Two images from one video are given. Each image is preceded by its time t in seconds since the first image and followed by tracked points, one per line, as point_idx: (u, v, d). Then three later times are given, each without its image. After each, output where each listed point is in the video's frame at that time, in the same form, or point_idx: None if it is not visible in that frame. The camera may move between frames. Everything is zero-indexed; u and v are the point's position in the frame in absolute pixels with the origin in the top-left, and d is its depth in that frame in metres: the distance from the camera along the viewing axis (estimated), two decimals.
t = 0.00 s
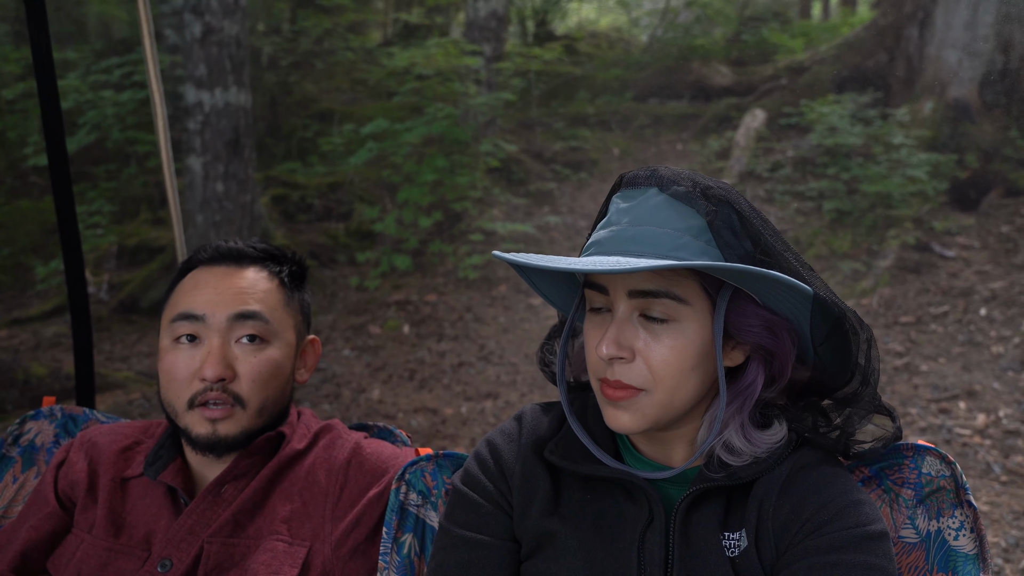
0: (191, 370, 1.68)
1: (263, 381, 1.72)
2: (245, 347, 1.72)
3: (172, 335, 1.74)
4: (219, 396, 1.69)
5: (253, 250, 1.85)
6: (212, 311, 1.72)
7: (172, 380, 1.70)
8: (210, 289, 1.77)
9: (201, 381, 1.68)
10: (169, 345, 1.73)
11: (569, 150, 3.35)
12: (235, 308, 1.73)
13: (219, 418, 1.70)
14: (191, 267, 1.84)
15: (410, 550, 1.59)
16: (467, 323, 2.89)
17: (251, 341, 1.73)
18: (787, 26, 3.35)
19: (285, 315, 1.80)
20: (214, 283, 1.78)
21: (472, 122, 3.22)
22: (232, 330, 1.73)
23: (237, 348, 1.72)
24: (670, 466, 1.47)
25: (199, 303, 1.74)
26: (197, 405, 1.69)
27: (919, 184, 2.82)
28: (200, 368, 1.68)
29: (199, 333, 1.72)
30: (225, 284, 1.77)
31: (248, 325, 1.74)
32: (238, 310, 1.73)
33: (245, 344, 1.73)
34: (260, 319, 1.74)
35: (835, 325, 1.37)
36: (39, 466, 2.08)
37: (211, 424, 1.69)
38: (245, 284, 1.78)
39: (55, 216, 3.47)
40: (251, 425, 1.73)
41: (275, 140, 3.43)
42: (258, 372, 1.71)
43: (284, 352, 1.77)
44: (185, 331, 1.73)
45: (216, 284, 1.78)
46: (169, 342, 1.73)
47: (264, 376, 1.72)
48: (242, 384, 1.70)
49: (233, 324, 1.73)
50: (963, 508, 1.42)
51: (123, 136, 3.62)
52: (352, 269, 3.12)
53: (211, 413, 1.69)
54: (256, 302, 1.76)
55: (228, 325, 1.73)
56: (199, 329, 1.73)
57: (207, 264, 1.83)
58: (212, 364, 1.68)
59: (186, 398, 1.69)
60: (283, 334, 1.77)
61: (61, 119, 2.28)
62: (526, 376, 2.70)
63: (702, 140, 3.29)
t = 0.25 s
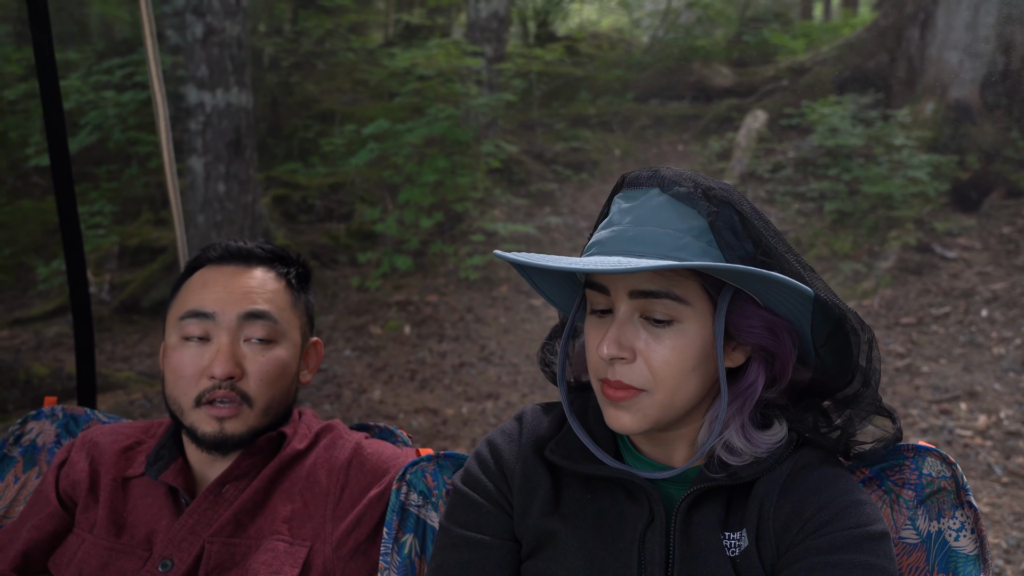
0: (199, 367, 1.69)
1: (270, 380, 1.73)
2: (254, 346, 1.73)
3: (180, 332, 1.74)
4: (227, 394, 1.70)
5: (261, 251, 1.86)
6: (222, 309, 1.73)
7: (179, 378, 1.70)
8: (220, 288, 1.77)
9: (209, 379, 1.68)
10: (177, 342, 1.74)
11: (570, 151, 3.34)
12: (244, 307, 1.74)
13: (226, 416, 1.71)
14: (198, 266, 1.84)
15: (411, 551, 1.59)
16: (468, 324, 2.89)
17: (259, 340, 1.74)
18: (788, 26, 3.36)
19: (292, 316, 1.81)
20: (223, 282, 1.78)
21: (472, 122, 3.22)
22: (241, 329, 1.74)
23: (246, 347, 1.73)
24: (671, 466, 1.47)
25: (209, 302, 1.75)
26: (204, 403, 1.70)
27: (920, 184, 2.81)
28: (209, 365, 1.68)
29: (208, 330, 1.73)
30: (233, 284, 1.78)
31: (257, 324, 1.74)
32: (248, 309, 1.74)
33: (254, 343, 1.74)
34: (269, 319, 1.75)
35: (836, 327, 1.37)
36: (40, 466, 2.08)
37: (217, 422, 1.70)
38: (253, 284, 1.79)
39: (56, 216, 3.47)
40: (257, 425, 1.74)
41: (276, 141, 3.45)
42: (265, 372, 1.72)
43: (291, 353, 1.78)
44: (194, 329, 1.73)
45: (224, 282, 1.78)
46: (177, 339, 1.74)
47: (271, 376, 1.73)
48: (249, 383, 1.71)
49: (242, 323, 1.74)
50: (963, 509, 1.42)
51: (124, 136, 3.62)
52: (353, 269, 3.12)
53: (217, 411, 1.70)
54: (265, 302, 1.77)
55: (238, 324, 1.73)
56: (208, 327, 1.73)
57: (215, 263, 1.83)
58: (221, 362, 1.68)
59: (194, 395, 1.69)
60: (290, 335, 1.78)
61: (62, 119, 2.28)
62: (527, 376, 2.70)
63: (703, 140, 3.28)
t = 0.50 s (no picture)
0: (210, 367, 1.69)
1: (280, 380, 1.74)
2: (264, 345, 1.74)
3: (189, 330, 1.74)
4: (237, 392, 1.71)
5: (267, 251, 1.86)
6: (232, 307, 1.74)
7: (190, 376, 1.70)
8: (229, 287, 1.77)
9: (221, 377, 1.68)
10: (186, 340, 1.73)
11: (570, 152, 3.28)
12: (254, 306, 1.75)
13: (235, 415, 1.71)
14: (202, 268, 1.84)
15: (412, 551, 1.59)
16: (468, 325, 2.89)
17: (270, 339, 1.75)
18: (791, 26, 3.28)
19: (300, 316, 1.82)
20: (231, 281, 1.79)
21: (473, 123, 3.23)
22: (252, 327, 1.74)
23: (257, 345, 1.73)
24: (674, 467, 1.47)
25: (219, 300, 1.75)
26: (214, 400, 1.70)
27: (921, 186, 2.79)
28: (220, 363, 1.68)
29: (218, 329, 1.73)
30: (242, 283, 1.78)
31: (267, 323, 1.75)
32: (258, 307, 1.75)
33: (264, 342, 1.74)
34: (279, 318, 1.76)
35: (846, 326, 1.37)
36: (42, 466, 2.07)
37: (227, 422, 1.70)
38: (262, 283, 1.79)
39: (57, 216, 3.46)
40: (265, 423, 1.75)
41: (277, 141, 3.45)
42: (277, 371, 1.73)
43: (300, 353, 1.79)
44: (204, 327, 1.73)
45: (233, 282, 1.78)
46: (186, 337, 1.74)
47: (282, 375, 1.74)
48: (260, 382, 1.72)
49: (253, 322, 1.74)
50: (965, 510, 1.43)
51: (125, 136, 3.62)
52: (354, 270, 3.14)
53: (227, 411, 1.70)
54: (275, 300, 1.77)
55: (248, 323, 1.74)
56: (218, 326, 1.73)
57: (221, 263, 1.83)
58: (232, 360, 1.68)
59: (204, 394, 1.69)
60: (299, 334, 1.80)
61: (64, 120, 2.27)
62: (527, 377, 2.71)
63: (704, 141, 3.25)
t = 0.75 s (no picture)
0: (216, 367, 1.69)
1: (285, 380, 1.75)
2: (269, 345, 1.74)
3: (194, 329, 1.74)
4: (242, 391, 1.70)
5: (274, 251, 1.86)
6: (238, 307, 1.74)
7: (195, 375, 1.70)
8: (235, 287, 1.77)
9: (226, 377, 1.68)
10: (191, 339, 1.74)
11: (572, 152, 3.25)
12: (259, 306, 1.75)
13: (241, 414, 1.70)
14: (207, 268, 1.83)
15: (413, 550, 1.59)
16: (470, 324, 2.89)
17: (275, 339, 1.75)
18: (795, 26, 3.12)
19: (305, 316, 1.83)
20: (237, 280, 1.79)
21: (474, 123, 3.23)
22: (258, 327, 1.74)
23: (262, 345, 1.73)
24: (676, 467, 1.47)
25: (226, 299, 1.75)
26: (218, 400, 1.70)
27: (923, 187, 2.77)
28: (226, 363, 1.68)
29: (224, 328, 1.73)
30: (247, 283, 1.78)
31: (273, 323, 1.76)
32: (263, 308, 1.75)
33: (270, 342, 1.75)
34: (284, 318, 1.77)
35: (849, 324, 1.38)
36: (44, 463, 2.08)
37: (232, 421, 1.70)
38: (267, 283, 1.80)
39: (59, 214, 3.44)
40: (269, 421, 1.75)
41: (278, 140, 3.40)
42: (282, 371, 1.73)
43: (305, 353, 1.80)
44: (209, 326, 1.73)
45: (238, 281, 1.79)
46: (191, 336, 1.74)
47: (287, 375, 1.75)
48: (266, 382, 1.72)
49: (258, 322, 1.75)
50: (968, 511, 1.42)
51: (127, 135, 3.61)
52: (355, 269, 3.14)
53: (233, 411, 1.70)
54: (280, 301, 1.78)
55: (254, 322, 1.74)
56: (223, 325, 1.74)
57: (226, 262, 1.83)
58: (238, 360, 1.68)
59: (209, 393, 1.70)
60: (304, 335, 1.80)
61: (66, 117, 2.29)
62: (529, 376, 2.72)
63: (705, 142, 3.21)
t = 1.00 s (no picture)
0: (219, 365, 1.69)
1: (288, 379, 1.75)
2: (272, 344, 1.74)
3: (198, 328, 1.74)
4: (245, 391, 1.71)
5: (278, 251, 1.86)
6: (242, 307, 1.74)
7: (198, 374, 1.70)
8: (240, 286, 1.78)
9: (229, 376, 1.69)
10: (194, 338, 1.74)
11: (577, 151, 3.24)
12: (263, 306, 1.75)
13: (244, 412, 1.71)
14: (212, 266, 1.84)
15: (415, 549, 1.59)
16: (474, 323, 2.89)
17: (279, 339, 1.75)
18: (800, 26, 3.07)
19: (309, 316, 1.83)
20: (242, 280, 1.79)
21: (479, 122, 3.23)
22: (261, 327, 1.75)
23: (265, 345, 1.74)
24: (678, 467, 1.47)
25: (230, 298, 1.75)
26: (220, 399, 1.70)
27: (929, 187, 2.76)
28: (229, 362, 1.69)
29: (227, 327, 1.74)
30: (252, 283, 1.79)
31: (277, 323, 1.76)
32: (267, 307, 1.75)
33: (273, 341, 1.75)
34: (288, 318, 1.77)
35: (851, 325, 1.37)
36: (47, 462, 2.08)
37: (235, 419, 1.70)
38: (272, 282, 1.80)
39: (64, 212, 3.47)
40: (273, 419, 1.75)
41: (283, 139, 3.39)
42: (284, 370, 1.74)
43: (308, 353, 1.80)
44: (213, 325, 1.74)
45: (242, 281, 1.79)
46: (195, 335, 1.74)
47: (290, 375, 1.75)
48: (268, 381, 1.72)
49: (262, 322, 1.75)
50: (972, 512, 1.42)
51: (133, 133, 3.62)
52: (359, 267, 3.14)
53: (235, 409, 1.70)
54: (284, 301, 1.78)
55: (258, 322, 1.74)
56: (227, 324, 1.74)
57: (231, 261, 1.83)
58: (241, 359, 1.69)
59: (211, 391, 1.70)
60: (307, 334, 1.80)
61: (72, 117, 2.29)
62: (532, 376, 2.72)
63: (711, 141, 3.21)
